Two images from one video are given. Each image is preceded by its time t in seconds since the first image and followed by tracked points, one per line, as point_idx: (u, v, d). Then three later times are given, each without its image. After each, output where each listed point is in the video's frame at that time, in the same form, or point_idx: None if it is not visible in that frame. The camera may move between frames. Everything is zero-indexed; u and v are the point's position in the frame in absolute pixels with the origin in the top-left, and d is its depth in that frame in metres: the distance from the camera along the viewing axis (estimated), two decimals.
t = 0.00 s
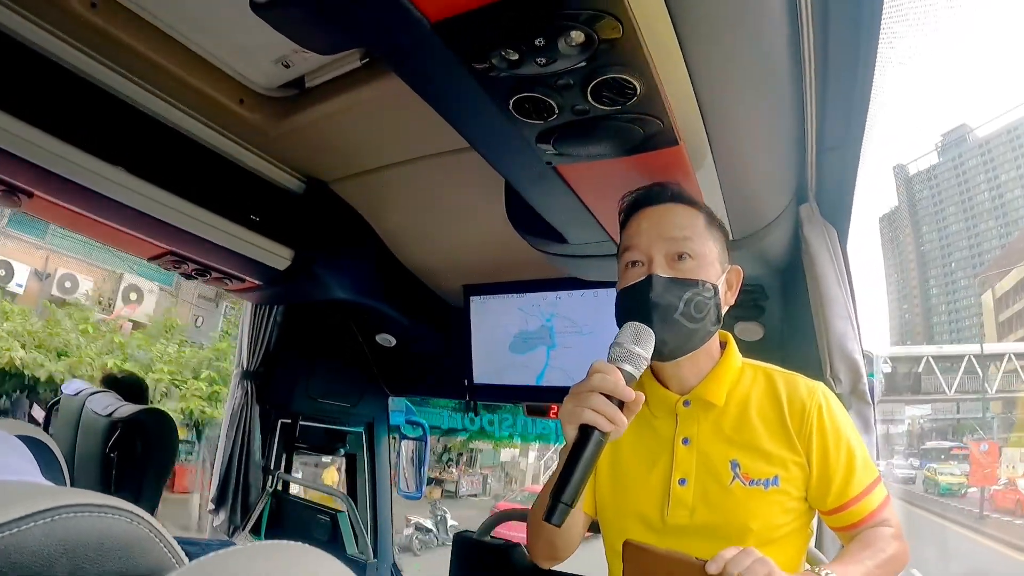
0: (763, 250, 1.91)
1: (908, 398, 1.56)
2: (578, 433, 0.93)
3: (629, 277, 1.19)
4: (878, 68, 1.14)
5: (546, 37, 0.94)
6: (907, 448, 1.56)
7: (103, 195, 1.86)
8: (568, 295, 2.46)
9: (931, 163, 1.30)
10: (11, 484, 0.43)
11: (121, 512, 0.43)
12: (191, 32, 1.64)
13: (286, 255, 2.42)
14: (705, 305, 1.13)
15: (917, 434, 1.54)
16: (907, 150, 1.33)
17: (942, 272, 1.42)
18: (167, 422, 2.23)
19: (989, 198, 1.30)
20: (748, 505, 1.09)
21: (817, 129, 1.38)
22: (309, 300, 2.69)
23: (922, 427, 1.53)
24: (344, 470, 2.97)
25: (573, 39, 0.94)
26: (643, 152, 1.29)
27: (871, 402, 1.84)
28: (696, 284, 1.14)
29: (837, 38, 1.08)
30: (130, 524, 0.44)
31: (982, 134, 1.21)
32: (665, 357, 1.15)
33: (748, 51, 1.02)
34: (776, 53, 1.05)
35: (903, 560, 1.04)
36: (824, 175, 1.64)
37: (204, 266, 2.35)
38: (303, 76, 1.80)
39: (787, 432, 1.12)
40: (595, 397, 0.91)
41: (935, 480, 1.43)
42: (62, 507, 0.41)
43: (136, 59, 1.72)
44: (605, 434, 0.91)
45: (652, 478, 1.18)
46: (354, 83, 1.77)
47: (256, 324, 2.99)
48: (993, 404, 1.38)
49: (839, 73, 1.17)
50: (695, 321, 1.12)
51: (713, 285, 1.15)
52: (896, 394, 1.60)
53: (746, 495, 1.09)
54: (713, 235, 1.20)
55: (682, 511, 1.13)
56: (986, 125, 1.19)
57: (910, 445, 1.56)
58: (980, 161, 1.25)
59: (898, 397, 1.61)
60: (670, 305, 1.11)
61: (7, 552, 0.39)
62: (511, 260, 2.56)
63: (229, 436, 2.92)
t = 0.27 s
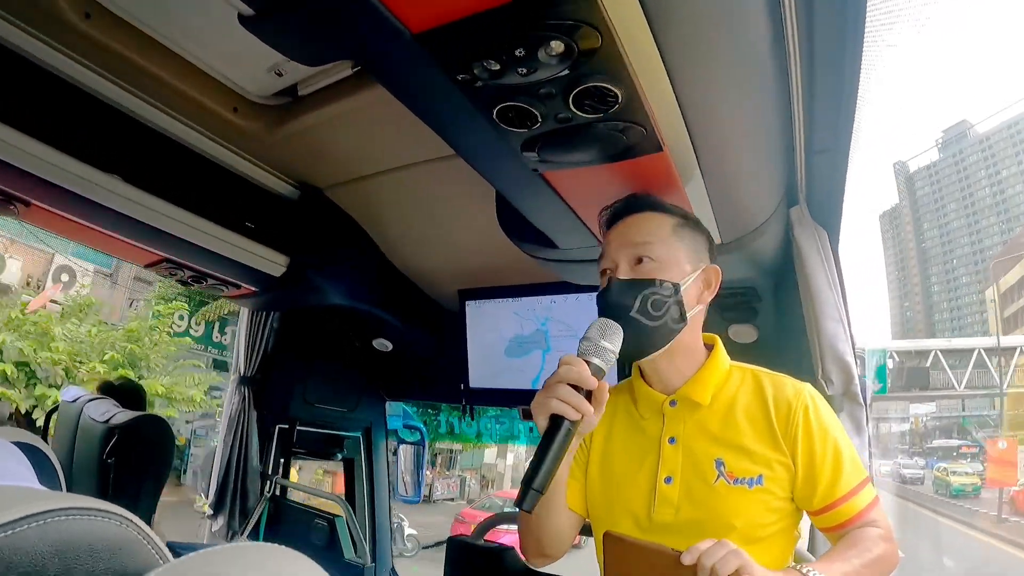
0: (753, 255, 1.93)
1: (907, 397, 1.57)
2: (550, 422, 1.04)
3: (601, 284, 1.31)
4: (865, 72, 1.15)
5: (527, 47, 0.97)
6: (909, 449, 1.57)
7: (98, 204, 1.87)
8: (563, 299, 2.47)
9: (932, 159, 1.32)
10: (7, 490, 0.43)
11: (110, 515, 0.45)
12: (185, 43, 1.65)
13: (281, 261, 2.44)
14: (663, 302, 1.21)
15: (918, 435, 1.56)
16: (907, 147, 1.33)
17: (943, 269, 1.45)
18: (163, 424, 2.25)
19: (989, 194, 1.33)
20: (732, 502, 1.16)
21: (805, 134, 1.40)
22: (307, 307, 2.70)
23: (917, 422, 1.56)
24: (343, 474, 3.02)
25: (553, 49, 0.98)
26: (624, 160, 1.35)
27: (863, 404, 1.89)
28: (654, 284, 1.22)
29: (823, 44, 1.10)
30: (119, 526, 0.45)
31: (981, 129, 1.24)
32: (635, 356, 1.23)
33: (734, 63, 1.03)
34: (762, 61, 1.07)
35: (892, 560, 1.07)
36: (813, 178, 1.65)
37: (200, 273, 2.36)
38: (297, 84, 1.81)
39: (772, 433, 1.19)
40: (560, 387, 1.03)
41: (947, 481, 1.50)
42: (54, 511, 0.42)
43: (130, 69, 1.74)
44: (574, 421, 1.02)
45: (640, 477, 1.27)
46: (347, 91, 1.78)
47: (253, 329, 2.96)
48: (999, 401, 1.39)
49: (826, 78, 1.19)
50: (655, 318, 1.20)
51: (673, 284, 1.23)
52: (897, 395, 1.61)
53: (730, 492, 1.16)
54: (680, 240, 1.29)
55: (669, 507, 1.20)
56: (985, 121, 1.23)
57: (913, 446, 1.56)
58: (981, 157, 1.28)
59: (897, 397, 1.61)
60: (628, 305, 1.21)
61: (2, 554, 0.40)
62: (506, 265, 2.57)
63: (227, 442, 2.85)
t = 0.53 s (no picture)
0: (748, 255, 1.93)
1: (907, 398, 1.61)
2: (504, 424, 1.11)
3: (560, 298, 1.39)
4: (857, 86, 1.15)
5: (516, 52, 0.99)
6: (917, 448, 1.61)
7: (95, 211, 1.87)
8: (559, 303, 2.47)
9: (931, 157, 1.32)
10: None
11: (97, 520, 0.45)
12: (181, 49, 1.65)
13: (277, 267, 2.43)
14: (609, 308, 1.26)
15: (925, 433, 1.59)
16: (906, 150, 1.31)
17: (945, 266, 1.49)
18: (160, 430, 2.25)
19: (992, 189, 1.35)
20: (700, 502, 1.17)
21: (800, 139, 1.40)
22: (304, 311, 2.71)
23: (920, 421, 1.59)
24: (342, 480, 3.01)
25: (542, 53, 0.99)
26: (611, 164, 1.38)
27: (861, 407, 1.88)
28: (601, 291, 1.28)
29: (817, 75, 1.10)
30: (106, 531, 0.45)
31: (983, 125, 1.25)
32: (591, 362, 1.27)
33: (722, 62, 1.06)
34: (753, 64, 1.08)
35: (872, 555, 1.06)
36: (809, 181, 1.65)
37: (197, 278, 2.36)
38: (292, 90, 1.81)
39: (741, 431, 1.19)
40: (511, 390, 1.11)
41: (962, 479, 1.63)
42: (44, 515, 0.42)
43: (125, 76, 1.74)
44: (525, 421, 1.09)
45: (616, 481, 1.29)
46: (342, 96, 1.78)
47: (252, 335, 2.95)
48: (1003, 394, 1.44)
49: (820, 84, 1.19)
50: (601, 323, 1.25)
51: (620, 290, 1.28)
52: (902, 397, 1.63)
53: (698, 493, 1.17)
54: (630, 249, 1.35)
55: (641, 511, 1.22)
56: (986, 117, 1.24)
57: (919, 444, 1.61)
58: (981, 153, 1.29)
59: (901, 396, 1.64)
60: (577, 313, 1.27)
61: None
62: (504, 269, 2.58)
63: (226, 448, 2.83)
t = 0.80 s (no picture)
0: (746, 256, 1.93)
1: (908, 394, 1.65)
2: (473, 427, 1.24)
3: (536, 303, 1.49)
4: (853, 75, 1.15)
5: (508, 57, 1.00)
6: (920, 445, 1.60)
7: (94, 219, 1.88)
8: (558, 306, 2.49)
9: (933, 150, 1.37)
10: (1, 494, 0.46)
11: (96, 522, 0.45)
12: (178, 57, 1.66)
13: (277, 272, 2.45)
14: (575, 312, 1.35)
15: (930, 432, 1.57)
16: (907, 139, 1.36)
17: (947, 261, 1.52)
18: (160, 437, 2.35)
19: (994, 184, 1.39)
20: (666, 502, 1.21)
21: (796, 135, 1.41)
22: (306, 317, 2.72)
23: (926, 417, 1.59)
24: (345, 485, 3.00)
25: (534, 57, 1.01)
26: (605, 167, 1.39)
27: (860, 405, 1.94)
28: (567, 296, 1.37)
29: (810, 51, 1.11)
30: (106, 533, 0.46)
31: (982, 117, 1.31)
32: (563, 364, 1.37)
33: (715, 65, 1.07)
34: (745, 62, 1.09)
35: (851, 555, 1.06)
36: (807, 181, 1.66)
37: (197, 285, 2.36)
38: (289, 96, 1.82)
39: (709, 432, 1.22)
40: (475, 396, 1.24)
41: (977, 477, 1.51)
42: (43, 518, 0.43)
43: (123, 84, 1.75)
44: (490, 425, 1.21)
45: (592, 480, 1.34)
46: (340, 102, 1.79)
47: (253, 341, 2.95)
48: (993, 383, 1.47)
49: (814, 78, 1.19)
50: (568, 326, 1.34)
51: (586, 294, 1.37)
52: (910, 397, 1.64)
53: (663, 492, 1.22)
54: (598, 253, 1.42)
55: (612, 510, 1.27)
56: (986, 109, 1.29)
57: (927, 443, 1.58)
58: (982, 146, 1.36)
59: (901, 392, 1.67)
60: (545, 318, 1.36)
61: None
62: (503, 273, 2.59)
63: (228, 455, 2.83)
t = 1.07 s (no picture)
0: (746, 257, 1.93)
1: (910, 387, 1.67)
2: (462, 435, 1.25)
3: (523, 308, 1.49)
4: (851, 67, 1.16)
5: (504, 60, 1.01)
6: (926, 443, 1.59)
7: (95, 222, 1.89)
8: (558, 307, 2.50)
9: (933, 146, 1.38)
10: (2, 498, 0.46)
11: (97, 524, 0.46)
12: (177, 60, 1.67)
13: (278, 274, 2.46)
14: (560, 319, 1.35)
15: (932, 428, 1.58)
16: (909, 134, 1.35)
17: (949, 256, 1.51)
18: (157, 436, 2.31)
19: (995, 178, 1.40)
20: (643, 505, 1.22)
21: (795, 135, 1.41)
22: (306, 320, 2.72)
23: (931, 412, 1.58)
24: (348, 484, 3.06)
25: (530, 60, 1.01)
26: (604, 168, 1.40)
27: (860, 405, 1.95)
28: (552, 304, 1.37)
29: (807, 49, 1.12)
30: (107, 535, 0.47)
31: (983, 112, 1.29)
32: (552, 369, 1.37)
33: (711, 66, 1.08)
34: (742, 62, 1.10)
35: (818, 568, 1.05)
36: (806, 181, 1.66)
37: (199, 287, 2.34)
38: (289, 99, 1.83)
39: (686, 436, 1.22)
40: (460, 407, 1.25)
41: (995, 477, 1.44)
42: (45, 521, 0.44)
43: (123, 88, 1.75)
44: (477, 434, 1.23)
45: (577, 482, 1.35)
46: (339, 105, 1.79)
47: (254, 345, 2.92)
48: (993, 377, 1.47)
49: (811, 77, 1.20)
50: (554, 334, 1.34)
51: (571, 301, 1.37)
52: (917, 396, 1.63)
53: (640, 495, 1.23)
54: (582, 257, 1.42)
55: (592, 512, 1.28)
56: (986, 104, 1.27)
57: (932, 440, 1.57)
58: (984, 140, 1.36)
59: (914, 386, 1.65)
60: (531, 326, 1.37)
61: None
62: (503, 274, 2.60)
63: (229, 457, 2.83)
